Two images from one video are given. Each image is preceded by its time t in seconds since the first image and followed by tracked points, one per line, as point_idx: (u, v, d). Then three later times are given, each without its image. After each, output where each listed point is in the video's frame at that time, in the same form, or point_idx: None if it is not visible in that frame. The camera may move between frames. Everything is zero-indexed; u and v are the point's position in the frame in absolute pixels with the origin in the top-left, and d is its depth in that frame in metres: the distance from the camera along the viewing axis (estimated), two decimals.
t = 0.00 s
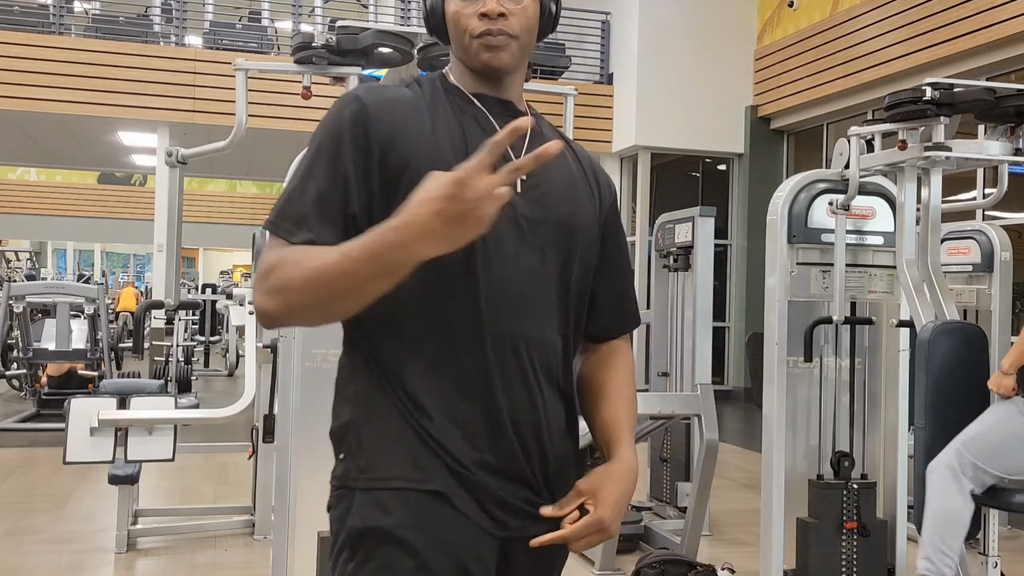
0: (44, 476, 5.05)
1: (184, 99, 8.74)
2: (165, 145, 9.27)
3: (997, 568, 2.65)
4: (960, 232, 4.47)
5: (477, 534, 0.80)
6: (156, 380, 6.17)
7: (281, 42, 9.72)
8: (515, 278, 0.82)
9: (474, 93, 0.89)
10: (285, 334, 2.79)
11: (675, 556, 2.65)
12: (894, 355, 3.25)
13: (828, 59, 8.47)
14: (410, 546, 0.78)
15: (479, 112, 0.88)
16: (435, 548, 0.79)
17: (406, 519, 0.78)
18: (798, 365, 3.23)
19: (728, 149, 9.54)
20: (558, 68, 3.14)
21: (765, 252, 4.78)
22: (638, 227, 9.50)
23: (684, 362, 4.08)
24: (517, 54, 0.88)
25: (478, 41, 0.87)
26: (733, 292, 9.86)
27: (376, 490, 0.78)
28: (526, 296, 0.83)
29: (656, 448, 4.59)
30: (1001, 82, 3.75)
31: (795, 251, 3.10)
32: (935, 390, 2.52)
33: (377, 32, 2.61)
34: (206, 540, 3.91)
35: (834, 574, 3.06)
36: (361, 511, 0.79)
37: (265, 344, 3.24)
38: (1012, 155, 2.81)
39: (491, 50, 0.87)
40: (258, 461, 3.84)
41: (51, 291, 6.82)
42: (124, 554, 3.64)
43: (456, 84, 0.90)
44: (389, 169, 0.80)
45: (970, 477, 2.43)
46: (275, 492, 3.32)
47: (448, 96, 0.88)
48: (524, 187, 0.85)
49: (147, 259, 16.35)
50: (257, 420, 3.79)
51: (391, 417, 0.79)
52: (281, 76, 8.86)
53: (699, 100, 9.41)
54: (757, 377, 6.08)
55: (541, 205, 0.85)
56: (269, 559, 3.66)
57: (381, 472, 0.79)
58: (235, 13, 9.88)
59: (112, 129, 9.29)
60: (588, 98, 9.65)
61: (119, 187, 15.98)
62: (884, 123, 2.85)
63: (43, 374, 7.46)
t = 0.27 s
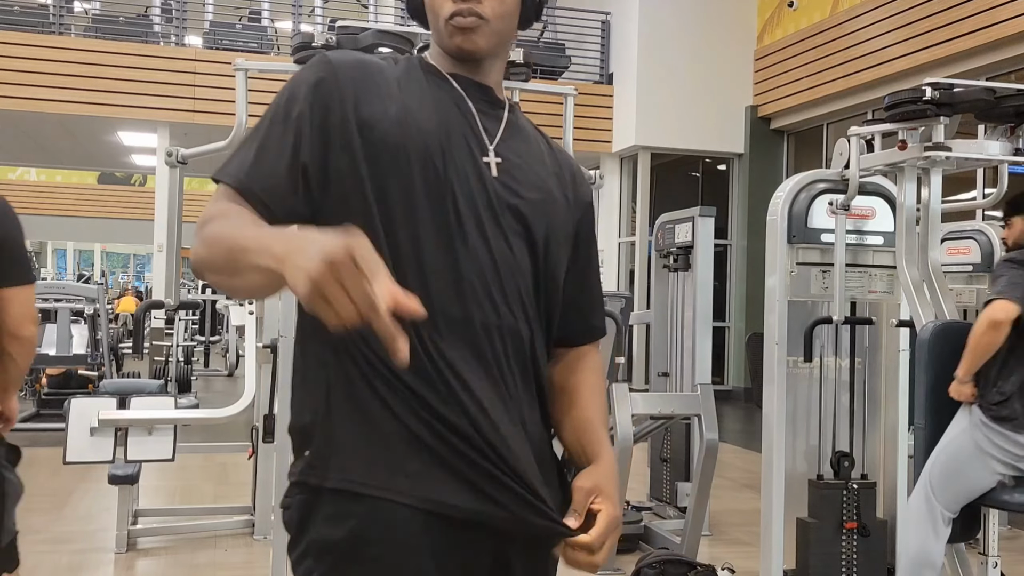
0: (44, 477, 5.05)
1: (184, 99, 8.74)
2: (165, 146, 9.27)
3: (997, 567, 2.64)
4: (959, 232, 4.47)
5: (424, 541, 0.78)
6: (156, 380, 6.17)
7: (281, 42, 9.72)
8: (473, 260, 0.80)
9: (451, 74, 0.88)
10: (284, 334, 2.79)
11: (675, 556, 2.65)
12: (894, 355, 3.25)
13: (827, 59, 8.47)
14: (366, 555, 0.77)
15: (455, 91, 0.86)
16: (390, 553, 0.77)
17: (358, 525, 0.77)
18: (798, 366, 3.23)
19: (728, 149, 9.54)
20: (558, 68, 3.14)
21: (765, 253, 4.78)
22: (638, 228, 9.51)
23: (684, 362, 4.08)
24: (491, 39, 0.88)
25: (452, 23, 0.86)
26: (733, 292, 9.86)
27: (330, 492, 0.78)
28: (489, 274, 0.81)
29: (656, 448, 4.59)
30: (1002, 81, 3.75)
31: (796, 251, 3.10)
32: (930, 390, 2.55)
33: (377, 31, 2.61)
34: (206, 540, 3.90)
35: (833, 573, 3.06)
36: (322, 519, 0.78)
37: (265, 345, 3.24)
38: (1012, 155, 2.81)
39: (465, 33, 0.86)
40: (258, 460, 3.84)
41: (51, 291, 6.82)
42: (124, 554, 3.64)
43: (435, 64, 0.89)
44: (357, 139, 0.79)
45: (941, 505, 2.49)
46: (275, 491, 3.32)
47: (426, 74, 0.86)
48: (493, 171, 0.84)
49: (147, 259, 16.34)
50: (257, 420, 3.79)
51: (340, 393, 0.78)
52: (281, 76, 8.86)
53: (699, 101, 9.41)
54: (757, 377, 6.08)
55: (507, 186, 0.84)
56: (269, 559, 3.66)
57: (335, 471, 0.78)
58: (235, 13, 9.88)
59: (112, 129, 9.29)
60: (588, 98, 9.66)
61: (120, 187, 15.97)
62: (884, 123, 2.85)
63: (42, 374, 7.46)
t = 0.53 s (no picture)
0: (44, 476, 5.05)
1: (184, 99, 8.74)
2: (165, 146, 9.27)
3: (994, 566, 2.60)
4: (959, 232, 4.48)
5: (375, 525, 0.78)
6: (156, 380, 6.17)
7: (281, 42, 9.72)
8: (456, 262, 0.82)
9: (421, 78, 0.89)
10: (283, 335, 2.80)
11: (675, 556, 2.65)
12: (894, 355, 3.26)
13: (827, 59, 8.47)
14: (321, 548, 0.77)
15: (428, 97, 0.88)
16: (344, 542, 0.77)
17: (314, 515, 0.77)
18: (798, 365, 3.24)
19: (727, 150, 9.54)
20: (558, 67, 3.13)
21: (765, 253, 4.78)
22: (638, 228, 9.51)
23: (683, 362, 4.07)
24: (424, 32, 0.84)
25: (383, 22, 0.84)
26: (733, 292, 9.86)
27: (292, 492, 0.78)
28: (468, 280, 0.83)
29: (656, 448, 4.59)
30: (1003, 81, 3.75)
31: (795, 251, 3.10)
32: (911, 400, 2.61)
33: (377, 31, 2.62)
34: (206, 540, 3.90)
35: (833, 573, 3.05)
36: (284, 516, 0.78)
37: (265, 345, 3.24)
38: (1012, 155, 2.81)
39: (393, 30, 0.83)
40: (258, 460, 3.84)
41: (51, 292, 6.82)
42: (124, 554, 3.64)
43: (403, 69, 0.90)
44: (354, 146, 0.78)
45: (920, 535, 2.54)
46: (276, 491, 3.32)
47: (397, 80, 0.87)
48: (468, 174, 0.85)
49: (147, 259, 16.34)
50: (257, 420, 3.79)
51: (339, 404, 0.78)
52: (281, 76, 8.86)
53: (699, 100, 9.41)
54: (757, 377, 6.08)
55: (484, 195, 0.86)
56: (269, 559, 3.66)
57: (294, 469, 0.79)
58: (235, 14, 9.88)
59: (112, 129, 9.29)
60: (588, 98, 9.65)
61: (120, 187, 15.97)
62: (884, 122, 2.84)
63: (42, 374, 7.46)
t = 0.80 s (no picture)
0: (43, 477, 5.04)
1: (184, 99, 8.74)
2: (165, 146, 9.26)
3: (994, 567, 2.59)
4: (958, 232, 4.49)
5: (385, 521, 0.86)
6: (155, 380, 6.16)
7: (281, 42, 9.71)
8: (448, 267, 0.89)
9: (420, 91, 0.97)
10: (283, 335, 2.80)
11: (675, 556, 2.65)
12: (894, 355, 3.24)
13: (828, 59, 8.47)
14: (335, 540, 0.86)
15: (422, 109, 0.95)
16: (355, 538, 0.86)
17: (329, 511, 0.86)
18: (799, 366, 3.24)
19: (728, 149, 9.54)
20: (558, 68, 3.14)
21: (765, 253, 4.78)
22: (639, 227, 9.50)
23: (683, 363, 4.08)
24: (425, 40, 0.91)
25: (384, 32, 0.91)
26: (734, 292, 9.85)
27: (310, 488, 0.88)
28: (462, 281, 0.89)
29: (656, 448, 4.59)
30: (1002, 83, 3.75)
31: (796, 251, 3.10)
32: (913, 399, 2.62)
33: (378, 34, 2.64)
34: (206, 540, 3.90)
35: (833, 573, 3.05)
36: (303, 511, 0.88)
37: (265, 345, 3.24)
38: (1012, 155, 2.81)
39: (393, 39, 0.91)
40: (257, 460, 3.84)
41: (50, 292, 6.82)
42: (124, 554, 3.64)
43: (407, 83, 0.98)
44: (342, 168, 0.88)
45: (912, 531, 2.56)
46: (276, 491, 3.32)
47: (395, 95, 0.96)
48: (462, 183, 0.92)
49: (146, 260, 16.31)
50: (257, 420, 3.80)
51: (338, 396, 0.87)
52: (281, 76, 8.87)
53: (699, 100, 9.40)
54: (757, 377, 6.08)
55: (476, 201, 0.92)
56: (269, 559, 3.66)
57: (315, 470, 0.88)
58: (235, 14, 9.88)
59: (112, 129, 9.28)
60: (588, 98, 9.63)
61: (119, 187, 15.92)
62: (884, 122, 2.84)
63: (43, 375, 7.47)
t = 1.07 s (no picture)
0: (43, 477, 5.04)
1: (184, 99, 8.75)
2: (165, 146, 9.26)
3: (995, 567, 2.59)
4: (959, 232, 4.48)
5: (398, 514, 0.89)
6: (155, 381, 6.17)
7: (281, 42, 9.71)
8: (452, 267, 0.92)
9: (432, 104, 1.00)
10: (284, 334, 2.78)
11: (675, 556, 2.65)
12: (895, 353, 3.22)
13: (828, 59, 8.47)
14: (349, 532, 0.89)
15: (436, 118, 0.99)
16: (369, 532, 0.89)
17: (343, 504, 0.90)
18: (799, 366, 3.23)
19: (728, 150, 9.54)
20: (558, 68, 3.14)
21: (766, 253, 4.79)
22: (639, 227, 9.50)
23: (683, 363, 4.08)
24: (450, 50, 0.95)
25: (411, 44, 0.96)
26: (734, 292, 9.85)
27: (328, 479, 0.92)
28: (463, 278, 0.92)
29: (656, 448, 4.59)
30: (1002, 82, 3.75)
31: (796, 251, 3.11)
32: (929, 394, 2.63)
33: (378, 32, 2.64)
34: (206, 540, 3.90)
35: (833, 573, 3.05)
36: (320, 502, 0.92)
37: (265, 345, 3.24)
38: (1012, 155, 2.81)
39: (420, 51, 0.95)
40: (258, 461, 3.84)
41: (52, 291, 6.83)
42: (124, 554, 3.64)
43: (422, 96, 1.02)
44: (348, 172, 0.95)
45: (916, 529, 2.57)
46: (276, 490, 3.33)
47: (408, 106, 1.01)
48: (466, 192, 0.94)
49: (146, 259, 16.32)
50: (257, 421, 3.79)
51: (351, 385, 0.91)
52: (281, 77, 8.87)
53: (699, 100, 9.40)
54: (757, 377, 6.08)
55: (481, 208, 0.94)
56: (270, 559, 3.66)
57: (332, 463, 0.92)
58: (235, 13, 9.87)
59: (112, 129, 9.28)
60: (588, 98, 9.63)
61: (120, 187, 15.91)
62: (884, 122, 2.84)
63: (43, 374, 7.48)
